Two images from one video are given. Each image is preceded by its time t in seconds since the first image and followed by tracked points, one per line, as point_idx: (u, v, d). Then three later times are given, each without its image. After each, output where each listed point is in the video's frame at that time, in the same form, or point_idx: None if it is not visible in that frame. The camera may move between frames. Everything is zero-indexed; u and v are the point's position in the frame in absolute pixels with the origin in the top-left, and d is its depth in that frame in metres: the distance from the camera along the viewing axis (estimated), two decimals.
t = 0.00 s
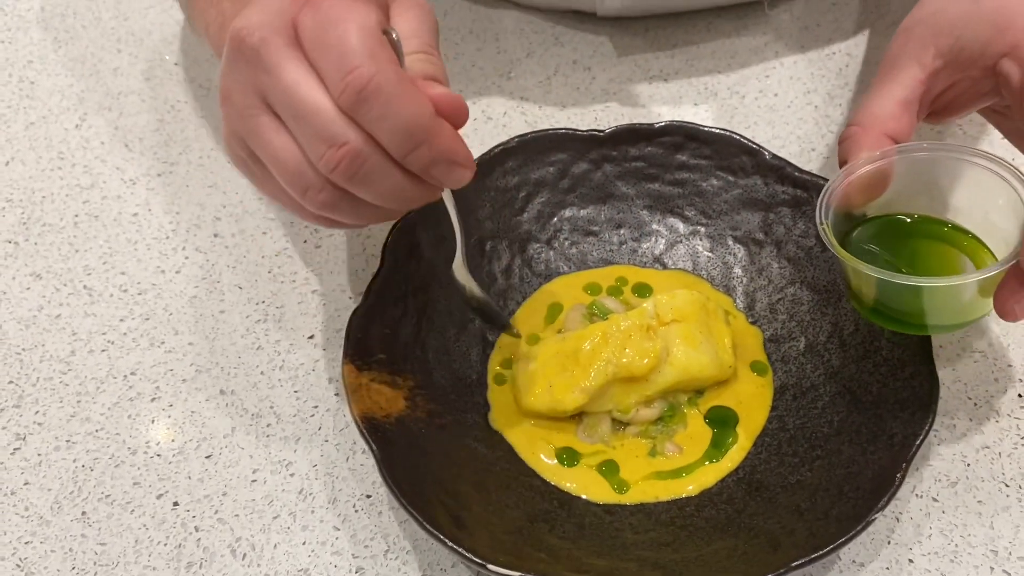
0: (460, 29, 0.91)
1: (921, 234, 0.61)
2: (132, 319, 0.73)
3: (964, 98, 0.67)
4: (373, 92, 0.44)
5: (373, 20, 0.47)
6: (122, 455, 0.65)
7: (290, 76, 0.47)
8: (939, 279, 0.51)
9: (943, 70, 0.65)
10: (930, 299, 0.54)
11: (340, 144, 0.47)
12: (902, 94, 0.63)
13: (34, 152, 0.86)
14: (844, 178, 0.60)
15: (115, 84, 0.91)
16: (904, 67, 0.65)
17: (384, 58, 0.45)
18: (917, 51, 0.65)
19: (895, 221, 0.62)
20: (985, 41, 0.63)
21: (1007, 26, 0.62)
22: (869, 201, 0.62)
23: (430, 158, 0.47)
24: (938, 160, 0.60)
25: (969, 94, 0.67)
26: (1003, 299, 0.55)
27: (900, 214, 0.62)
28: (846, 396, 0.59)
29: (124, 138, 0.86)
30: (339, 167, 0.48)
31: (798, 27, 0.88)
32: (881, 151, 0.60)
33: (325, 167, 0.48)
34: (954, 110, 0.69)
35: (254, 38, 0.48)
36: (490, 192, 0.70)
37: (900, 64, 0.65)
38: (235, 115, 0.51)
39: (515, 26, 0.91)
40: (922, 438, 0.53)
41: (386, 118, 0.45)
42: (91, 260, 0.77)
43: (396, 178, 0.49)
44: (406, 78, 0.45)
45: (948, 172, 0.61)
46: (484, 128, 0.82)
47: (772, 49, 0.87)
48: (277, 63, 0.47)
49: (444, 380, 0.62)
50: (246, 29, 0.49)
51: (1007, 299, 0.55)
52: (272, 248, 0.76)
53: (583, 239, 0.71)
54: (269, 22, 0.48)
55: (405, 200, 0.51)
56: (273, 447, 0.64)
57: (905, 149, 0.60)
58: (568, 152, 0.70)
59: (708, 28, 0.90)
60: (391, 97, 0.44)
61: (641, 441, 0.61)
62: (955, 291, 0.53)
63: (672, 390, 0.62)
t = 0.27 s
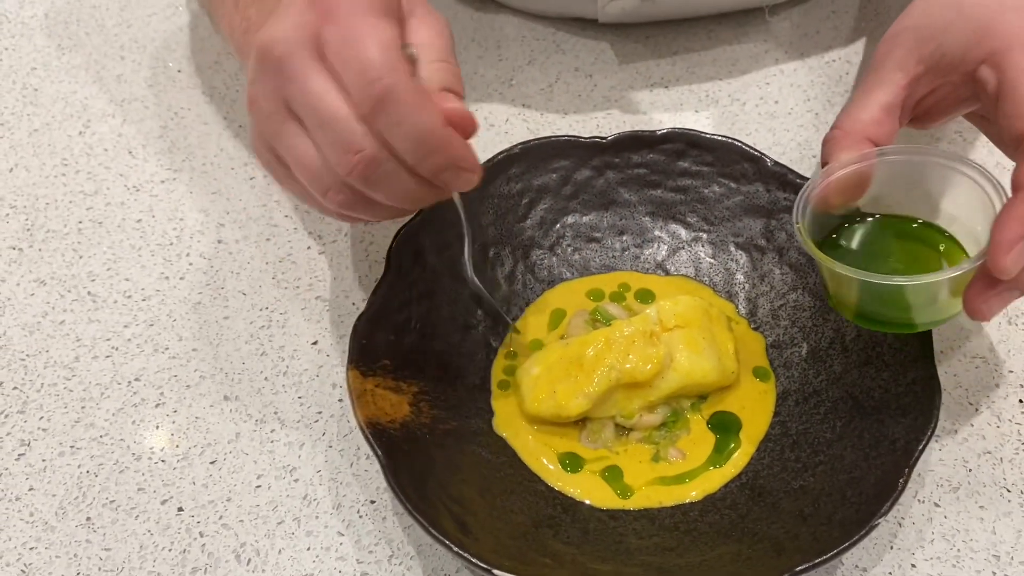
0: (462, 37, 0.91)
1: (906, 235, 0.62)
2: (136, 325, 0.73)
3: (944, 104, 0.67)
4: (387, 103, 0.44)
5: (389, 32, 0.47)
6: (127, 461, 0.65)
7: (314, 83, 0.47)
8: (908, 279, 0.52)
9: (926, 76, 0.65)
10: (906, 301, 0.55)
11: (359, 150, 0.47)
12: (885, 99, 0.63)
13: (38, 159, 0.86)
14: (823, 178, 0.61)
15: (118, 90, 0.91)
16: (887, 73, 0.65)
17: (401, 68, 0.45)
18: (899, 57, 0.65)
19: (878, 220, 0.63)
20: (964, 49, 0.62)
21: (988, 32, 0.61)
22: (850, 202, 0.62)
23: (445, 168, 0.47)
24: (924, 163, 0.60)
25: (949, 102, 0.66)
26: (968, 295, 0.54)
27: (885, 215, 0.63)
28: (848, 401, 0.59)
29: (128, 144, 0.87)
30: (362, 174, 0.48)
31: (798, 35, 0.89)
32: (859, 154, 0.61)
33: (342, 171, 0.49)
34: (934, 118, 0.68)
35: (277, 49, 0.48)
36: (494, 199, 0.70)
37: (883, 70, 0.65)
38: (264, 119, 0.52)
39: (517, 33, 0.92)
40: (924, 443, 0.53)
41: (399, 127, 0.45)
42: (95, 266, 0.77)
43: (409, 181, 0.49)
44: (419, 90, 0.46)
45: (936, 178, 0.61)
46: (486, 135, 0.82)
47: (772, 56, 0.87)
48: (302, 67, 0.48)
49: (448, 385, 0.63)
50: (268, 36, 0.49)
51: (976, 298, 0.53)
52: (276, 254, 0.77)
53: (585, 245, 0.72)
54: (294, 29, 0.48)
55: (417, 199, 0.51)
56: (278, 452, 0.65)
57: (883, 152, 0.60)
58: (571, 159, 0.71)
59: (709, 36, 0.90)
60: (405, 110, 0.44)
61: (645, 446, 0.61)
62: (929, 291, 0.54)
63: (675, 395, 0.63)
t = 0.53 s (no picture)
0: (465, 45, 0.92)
1: (838, 244, 0.62)
2: (141, 332, 0.73)
3: (879, 108, 0.66)
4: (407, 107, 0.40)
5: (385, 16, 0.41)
6: (132, 467, 0.66)
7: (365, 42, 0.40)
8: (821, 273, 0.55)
9: (859, 80, 0.64)
10: (824, 294, 0.57)
11: (381, 104, 0.40)
12: (817, 103, 0.64)
13: (42, 166, 0.86)
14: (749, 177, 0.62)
15: (122, 98, 0.92)
16: (822, 76, 0.65)
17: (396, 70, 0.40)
18: (836, 60, 0.64)
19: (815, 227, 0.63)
20: (892, 52, 0.61)
21: (911, 36, 0.59)
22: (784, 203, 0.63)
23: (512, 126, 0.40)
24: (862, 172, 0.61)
25: (884, 105, 0.65)
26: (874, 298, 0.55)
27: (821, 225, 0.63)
28: (850, 408, 0.59)
29: (132, 152, 0.87)
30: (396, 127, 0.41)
31: (798, 44, 0.89)
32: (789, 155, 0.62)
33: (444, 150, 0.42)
34: (873, 121, 0.68)
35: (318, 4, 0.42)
36: (498, 207, 0.70)
37: (820, 73, 0.65)
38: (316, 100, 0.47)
39: (518, 42, 0.92)
40: (926, 448, 0.53)
41: (428, 117, 0.40)
42: (99, 273, 0.78)
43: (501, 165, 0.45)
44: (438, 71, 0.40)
45: (870, 190, 0.62)
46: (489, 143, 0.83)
47: (773, 65, 0.88)
48: (347, 25, 0.41)
49: (452, 392, 0.63)
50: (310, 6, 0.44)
51: (876, 298, 0.54)
52: (280, 261, 0.77)
53: (588, 252, 0.72)
54: None
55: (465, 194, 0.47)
56: (282, 458, 0.65)
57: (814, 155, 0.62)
58: (574, 166, 0.71)
59: (710, 44, 0.91)
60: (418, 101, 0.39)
61: (648, 453, 0.62)
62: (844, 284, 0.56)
63: (678, 402, 0.63)
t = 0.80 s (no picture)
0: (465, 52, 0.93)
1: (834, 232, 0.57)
2: (142, 336, 0.74)
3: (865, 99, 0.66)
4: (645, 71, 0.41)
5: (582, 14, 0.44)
6: (133, 471, 0.66)
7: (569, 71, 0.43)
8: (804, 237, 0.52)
9: (844, 72, 0.65)
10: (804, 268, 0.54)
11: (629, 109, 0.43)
12: (805, 98, 0.65)
13: (45, 171, 0.87)
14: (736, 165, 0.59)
15: (124, 104, 0.92)
16: (807, 71, 0.66)
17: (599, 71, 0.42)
18: (821, 56, 0.66)
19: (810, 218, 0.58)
20: (874, 41, 0.62)
21: (891, 23, 0.61)
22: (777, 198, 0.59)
23: (720, 106, 0.42)
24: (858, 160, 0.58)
25: (869, 96, 0.66)
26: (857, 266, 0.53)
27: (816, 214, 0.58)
28: (849, 413, 0.60)
29: (135, 157, 0.87)
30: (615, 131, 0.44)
31: (797, 51, 0.90)
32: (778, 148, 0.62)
33: (606, 152, 0.46)
34: (862, 115, 0.68)
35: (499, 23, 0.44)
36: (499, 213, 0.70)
37: (806, 69, 0.66)
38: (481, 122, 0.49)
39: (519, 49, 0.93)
40: (926, 452, 0.54)
41: (666, 84, 0.41)
42: (101, 278, 0.78)
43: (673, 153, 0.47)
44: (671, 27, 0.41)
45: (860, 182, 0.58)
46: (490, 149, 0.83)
47: (772, 72, 0.88)
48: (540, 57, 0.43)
49: (453, 396, 0.63)
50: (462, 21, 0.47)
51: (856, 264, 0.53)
52: (281, 266, 0.77)
53: (589, 257, 0.73)
54: None
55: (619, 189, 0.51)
56: (283, 462, 0.65)
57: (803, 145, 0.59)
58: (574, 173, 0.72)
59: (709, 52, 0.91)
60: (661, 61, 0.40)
61: (648, 457, 0.62)
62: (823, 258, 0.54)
63: (678, 407, 0.64)
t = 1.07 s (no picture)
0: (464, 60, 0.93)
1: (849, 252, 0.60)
2: (142, 342, 0.74)
3: (873, 117, 0.67)
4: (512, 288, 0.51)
5: (461, 202, 0.52)
6: (133, 477, 0.66)
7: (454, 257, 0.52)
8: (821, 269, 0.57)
9: (853, 91, 0.65)
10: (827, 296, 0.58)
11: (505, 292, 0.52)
12: (813, 115, 0.67)
13: (45, 178, 0.87)
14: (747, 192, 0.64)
15: (124, 111, 0.92)
16: (817, 88, 0.67)
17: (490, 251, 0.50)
18: (830, 73, 0.67)
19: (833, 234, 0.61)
20: (884, 60, 0.62)
21: (900, 44, 0.61)
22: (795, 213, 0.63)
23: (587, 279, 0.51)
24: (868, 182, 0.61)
25: (879, 114, 0.66)
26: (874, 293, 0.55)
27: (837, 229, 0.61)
28: (846, 420, 0.60)
29: (135, 164, 0.88)
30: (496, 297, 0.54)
31: (794, 59, 0.90)
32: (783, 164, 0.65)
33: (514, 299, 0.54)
34: (870, 131, 0.69)
35: (413, 195, 0.54)
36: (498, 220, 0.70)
37: (816, 86, 0.67)
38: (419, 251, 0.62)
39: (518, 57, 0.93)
40: (922, 459, 0.54)
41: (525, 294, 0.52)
42: (101, 284, 0.78)
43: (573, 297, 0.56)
44: (513, 250, 0.50)
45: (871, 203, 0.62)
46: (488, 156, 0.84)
47: (769, 80, 0.89)
48: (434, 225, 0.52)
49: (451, 403, 0.63)
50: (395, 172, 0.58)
51: (877, 296, 0.55)
52: (280, 272, 0.78)
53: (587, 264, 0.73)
54: (426, 172, 0.54)
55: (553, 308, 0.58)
56: (282, 468, 0.65)
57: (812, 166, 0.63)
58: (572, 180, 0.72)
59: (707, 60, 0.92)
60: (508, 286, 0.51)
61: (646, 463, 0.62)
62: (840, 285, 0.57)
63: (675, 413, 0.64)
